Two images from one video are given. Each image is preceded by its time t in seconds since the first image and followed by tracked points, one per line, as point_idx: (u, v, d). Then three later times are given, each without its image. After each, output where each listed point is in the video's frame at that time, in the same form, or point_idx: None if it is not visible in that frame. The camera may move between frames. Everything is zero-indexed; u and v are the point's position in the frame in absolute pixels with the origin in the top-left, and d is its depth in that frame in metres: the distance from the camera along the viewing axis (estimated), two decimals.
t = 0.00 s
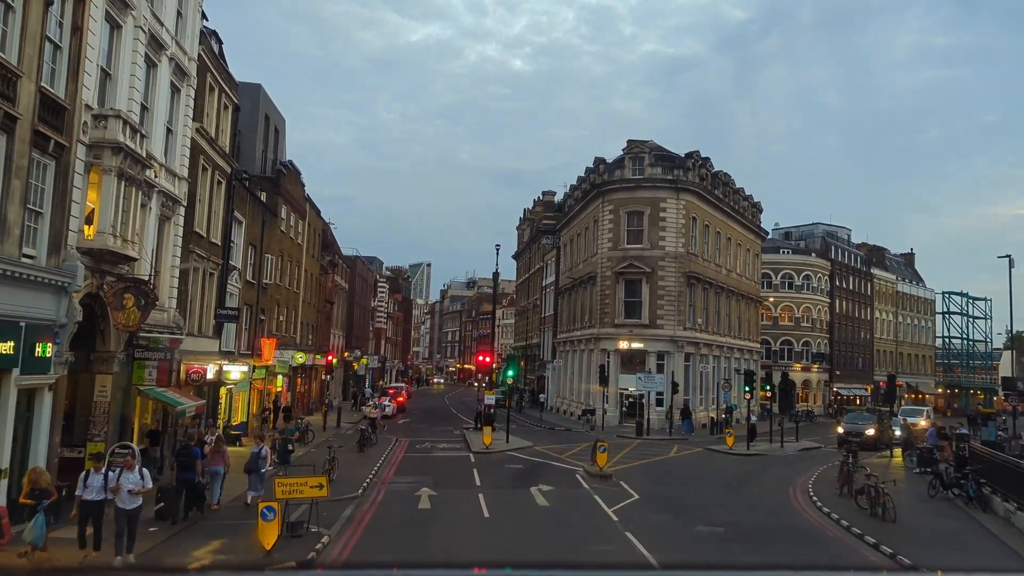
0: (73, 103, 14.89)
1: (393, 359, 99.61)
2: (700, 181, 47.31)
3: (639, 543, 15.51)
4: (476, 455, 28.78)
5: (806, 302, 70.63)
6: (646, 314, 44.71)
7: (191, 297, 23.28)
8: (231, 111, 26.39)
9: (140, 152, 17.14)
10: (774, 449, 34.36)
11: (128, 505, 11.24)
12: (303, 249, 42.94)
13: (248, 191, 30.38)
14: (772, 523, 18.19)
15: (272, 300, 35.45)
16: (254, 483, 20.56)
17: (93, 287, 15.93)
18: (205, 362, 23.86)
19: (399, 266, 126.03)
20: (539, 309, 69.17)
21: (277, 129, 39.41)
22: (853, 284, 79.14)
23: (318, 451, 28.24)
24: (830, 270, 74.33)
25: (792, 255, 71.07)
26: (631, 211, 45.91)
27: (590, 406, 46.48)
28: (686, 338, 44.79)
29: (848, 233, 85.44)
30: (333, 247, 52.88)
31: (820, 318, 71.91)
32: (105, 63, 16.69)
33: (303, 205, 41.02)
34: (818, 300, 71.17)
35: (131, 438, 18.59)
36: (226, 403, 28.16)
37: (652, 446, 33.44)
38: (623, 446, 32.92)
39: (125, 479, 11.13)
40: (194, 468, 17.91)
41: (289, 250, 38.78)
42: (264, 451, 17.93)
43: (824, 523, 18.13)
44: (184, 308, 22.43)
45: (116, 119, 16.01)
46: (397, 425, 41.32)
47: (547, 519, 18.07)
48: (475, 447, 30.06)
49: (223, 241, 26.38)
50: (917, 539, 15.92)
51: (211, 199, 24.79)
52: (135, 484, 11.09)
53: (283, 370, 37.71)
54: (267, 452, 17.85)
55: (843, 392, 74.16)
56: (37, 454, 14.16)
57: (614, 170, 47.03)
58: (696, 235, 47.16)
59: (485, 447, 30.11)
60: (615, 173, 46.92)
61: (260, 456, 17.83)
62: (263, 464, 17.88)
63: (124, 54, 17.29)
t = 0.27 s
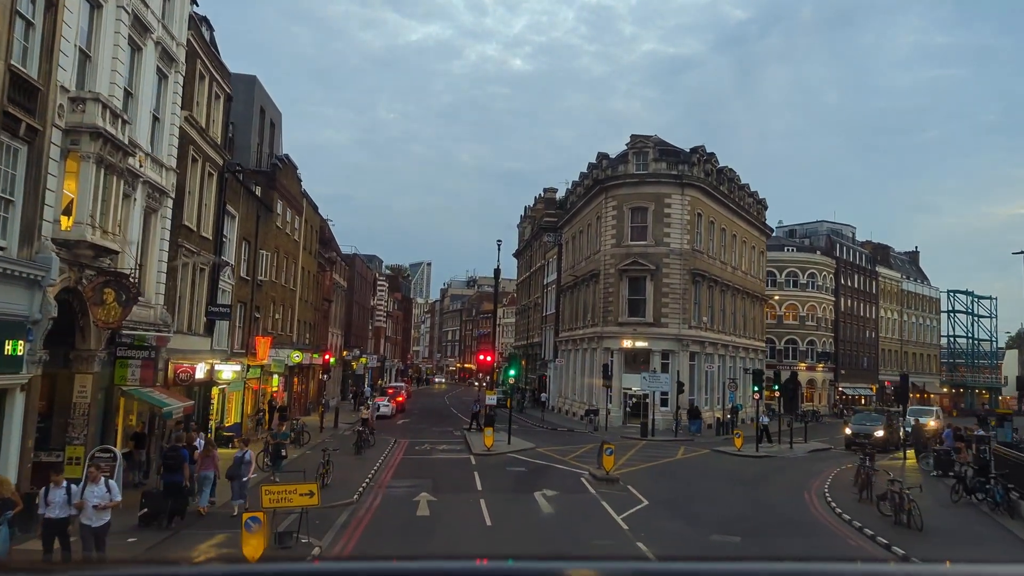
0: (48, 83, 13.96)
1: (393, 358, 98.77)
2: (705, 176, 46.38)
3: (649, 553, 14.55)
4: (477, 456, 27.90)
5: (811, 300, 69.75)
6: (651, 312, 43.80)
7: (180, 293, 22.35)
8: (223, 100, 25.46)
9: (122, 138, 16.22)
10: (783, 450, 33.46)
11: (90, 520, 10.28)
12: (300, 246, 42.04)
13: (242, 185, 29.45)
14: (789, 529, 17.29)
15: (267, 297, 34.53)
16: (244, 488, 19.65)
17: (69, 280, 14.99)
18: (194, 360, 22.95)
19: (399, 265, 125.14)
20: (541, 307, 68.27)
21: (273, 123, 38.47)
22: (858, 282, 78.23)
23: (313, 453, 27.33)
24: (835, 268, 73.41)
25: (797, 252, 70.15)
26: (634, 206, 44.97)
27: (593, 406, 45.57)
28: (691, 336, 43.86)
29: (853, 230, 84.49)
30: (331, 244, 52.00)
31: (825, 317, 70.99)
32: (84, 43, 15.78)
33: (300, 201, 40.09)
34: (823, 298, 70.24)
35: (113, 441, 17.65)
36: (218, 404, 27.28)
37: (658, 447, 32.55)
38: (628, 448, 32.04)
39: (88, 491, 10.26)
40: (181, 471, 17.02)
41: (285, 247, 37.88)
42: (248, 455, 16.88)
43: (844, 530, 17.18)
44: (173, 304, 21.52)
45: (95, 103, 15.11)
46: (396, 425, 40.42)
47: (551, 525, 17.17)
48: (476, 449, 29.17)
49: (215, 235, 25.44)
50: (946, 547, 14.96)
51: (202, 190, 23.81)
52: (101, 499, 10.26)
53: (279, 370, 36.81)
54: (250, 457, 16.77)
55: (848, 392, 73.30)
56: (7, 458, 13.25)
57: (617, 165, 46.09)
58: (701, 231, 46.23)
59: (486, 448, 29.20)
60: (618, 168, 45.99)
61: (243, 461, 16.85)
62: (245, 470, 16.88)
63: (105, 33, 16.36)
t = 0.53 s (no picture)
0: (14, 61, 12.91)
1: (392, 359, 97.69)
2: (711, 173, 45.35)
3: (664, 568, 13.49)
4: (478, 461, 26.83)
5: (816, 300, 68.71)
6: (655, 312, 42.74)
7: (166, 290, 21.27)
8: (213, 91, 24.40)
9: (98, 124, 15.16)
10: (793, 454, 32.39)
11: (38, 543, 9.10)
12: (296, 244, 41.01)
13: (234, 179, 28.36)
14: (811, 540, 16.26)
15: (261, 296, 33.45)
16: (231, 496, 18.57)
17: (40, 277, 13.93)
18: (182, 361, 21.91)
19: (398, 264, 124.05)
20: (542, 308, 67.24)
21: (268, 117, 37.43)
22: (863, 282, 77.20)
23: (306, 458, 26.24)
24: (840, 267, 72.40)
25: (802, 252, 69.14)
26: (639, 204, 43.91)
27: (596, 408, 44.48)
28: (697, 336, 42.80)
29: (857, 230, 83.46)
30: (329, 243, 50.97)
31: (831, 317, 69.96)
32: (58, 22, 14.75)
33: (295, 197, 38.99)
34: (828, 298, 69.23)
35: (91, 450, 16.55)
36: (208, 407, 26.24)
37: (665, 452, 31.53)
38: (634, 452, 31.03)
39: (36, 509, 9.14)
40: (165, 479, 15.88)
41: (280, 245, 36.86)
42: (225, 466, 16.25)
43: (867, 541, 16.09)
44: (158, 302, 20.45)
45: (68, 85, 14.06)
46: (394, 428, 39.34)
47: (557, 537, 16.10)
48: (476, 454, 28.07)
49: (204, 231, 24.36)
50: (983, 561, 13.88)
51: (190, 184, 22.75)
52: (50, 518, 9.13)
53: (273, 372, 35.72)
54: (228, 468, 16.20)
55: (853, 394, 72.28)
56: None
57: (621, 161, 45.03)
58: (707, 229, 45.20)
59: (487, 453, 28.16)
60: (622, 165, 44.95)
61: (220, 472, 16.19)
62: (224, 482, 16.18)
63: (82, 11, 15.31)
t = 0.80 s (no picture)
0: None
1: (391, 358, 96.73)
2: (716, 168, 44.36)
3: None
4: (478, 464, 25.84)
5: (821, 298, 67.78)
6: (660, 310, 41.77)
7: (152, 286, 20.28)
8: (202, 78, 23.40)
9: (73, 105, 14.18)
10: (804, 456, 31.43)
11: None
12: (293, 240, 40.05)
13: (226, 171, 27.40)
14: (832, 545, 15.32)
15: (255, 293, 32.48)
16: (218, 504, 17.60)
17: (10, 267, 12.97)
18: (169, 360, 20.95)
19: (398, 263, 123.01)
20: (543, 306, 66.29)
21: (263, 110, 36.43)
22: (869, 280, 76.22)
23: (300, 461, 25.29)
24: (846, 265, 71.41)
25: (807, 249, 68.18)
26: (643, 199, 42.91)
27: (600, 408, 43.54)
28: (702, 335, 41.86)
29: (863, 227, 82.43)
30: (326, 239, 49.99)
31: (836, 316, 68.99)
32: None
33: (291, 192, 37.99)
34: (833, 296, 68.27)
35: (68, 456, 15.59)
36: (198, 408, 25.38)
37: (671, 454, 30.58)
38: (640, 454, 30.07)
39: None
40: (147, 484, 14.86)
41: (276, 241, 35.88)
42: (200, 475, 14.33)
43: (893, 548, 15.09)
44: (143, 298, 19.45)
45: (38, 62, 13.08)
46: (393, 428, 38.40)
47: (563, 545, 15.15)
48: (477, 456, 27.09)
49: (193, 225, 23.38)
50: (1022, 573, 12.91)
51: (179, 174, 21.78)
52: None
53: (267, 371, 34.81)
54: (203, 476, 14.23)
55: (859, 393, 71.33)
56: None
57: (624, 156, 44.01)
58: (712, 225, 44.21)
59: (488, 455, 27.22)
60: (626, 159, 43.95)
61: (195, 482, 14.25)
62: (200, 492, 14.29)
63: None
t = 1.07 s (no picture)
0: None
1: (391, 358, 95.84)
2: (722, 164, 43.48)
3: None
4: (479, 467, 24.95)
5: (826, 297, 66.90)
6: (665, 308, 40.90)
7: (138, 282, 19.38)
8: (193, 67, 22.53)
9: (46, 88, 13.27)
10: (814, 459, 30.54)
11: None
12: (289, 237, 39.17)
13: (218, 165, 26.54)
14: (853, 550, 14.52)
15: (249, 291, 31.60)
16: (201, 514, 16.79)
17: None
18: (156, 360, 20.08)
19: (398, 262, 122.13)
20: (544, 305, 65.41)
21: (258, 103, 35.54)
22: (874, 279, 75.34)
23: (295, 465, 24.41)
24: (851, 264, 70.54)
25: (811, 248, 67.32)
26: (647, 195, 42.02)
27: (603, 409, 42.65)
28: (708, 334, 40.99)
29: (867, 226, 81.52)
30: (324, 237, 49.12)
31: (841, 315, 68.11)
32: None
33: (287, 188, 37.12)
34: (838, 295, 67.40)
35: (45, 463, 14.70)
36: (189, 410, 24.56)
37: (678, 457, 29.70)
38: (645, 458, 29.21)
39: None
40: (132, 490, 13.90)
41: (271, 238, 34.98)
42: (173, 485, 12.20)
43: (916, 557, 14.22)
44: (128, 295, 18.56)
45: (7, 39, 12.16)
46: (391, 430, 37.51)
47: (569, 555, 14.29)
48: (478, 459, 26.18)
49: (183, 219, 22.51)
50: None
51: (167, 166, 20.88)
52: None
53: (262, 371, 33.95)
54: (178, 486, 12.09)
55: (864, 394, 70.46)
56: None
57: (627, 151, 43.12)
58: (718, 222, 43.33)
59: (489, 458, 26.35)
60: (629, 155, 43.06)
61: (167, 494, 12.07)
62: (170, 506, 12.10)
63: None
